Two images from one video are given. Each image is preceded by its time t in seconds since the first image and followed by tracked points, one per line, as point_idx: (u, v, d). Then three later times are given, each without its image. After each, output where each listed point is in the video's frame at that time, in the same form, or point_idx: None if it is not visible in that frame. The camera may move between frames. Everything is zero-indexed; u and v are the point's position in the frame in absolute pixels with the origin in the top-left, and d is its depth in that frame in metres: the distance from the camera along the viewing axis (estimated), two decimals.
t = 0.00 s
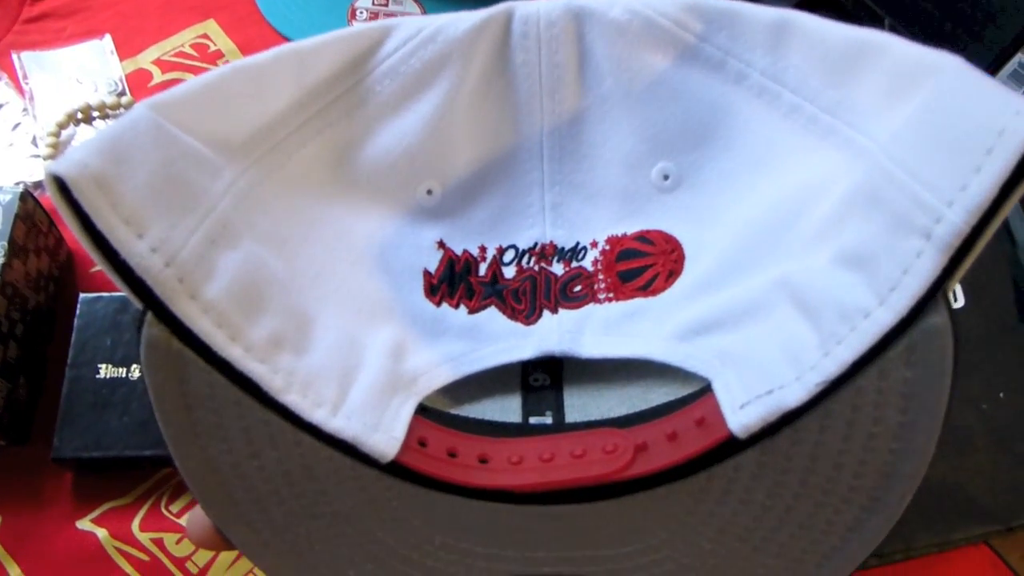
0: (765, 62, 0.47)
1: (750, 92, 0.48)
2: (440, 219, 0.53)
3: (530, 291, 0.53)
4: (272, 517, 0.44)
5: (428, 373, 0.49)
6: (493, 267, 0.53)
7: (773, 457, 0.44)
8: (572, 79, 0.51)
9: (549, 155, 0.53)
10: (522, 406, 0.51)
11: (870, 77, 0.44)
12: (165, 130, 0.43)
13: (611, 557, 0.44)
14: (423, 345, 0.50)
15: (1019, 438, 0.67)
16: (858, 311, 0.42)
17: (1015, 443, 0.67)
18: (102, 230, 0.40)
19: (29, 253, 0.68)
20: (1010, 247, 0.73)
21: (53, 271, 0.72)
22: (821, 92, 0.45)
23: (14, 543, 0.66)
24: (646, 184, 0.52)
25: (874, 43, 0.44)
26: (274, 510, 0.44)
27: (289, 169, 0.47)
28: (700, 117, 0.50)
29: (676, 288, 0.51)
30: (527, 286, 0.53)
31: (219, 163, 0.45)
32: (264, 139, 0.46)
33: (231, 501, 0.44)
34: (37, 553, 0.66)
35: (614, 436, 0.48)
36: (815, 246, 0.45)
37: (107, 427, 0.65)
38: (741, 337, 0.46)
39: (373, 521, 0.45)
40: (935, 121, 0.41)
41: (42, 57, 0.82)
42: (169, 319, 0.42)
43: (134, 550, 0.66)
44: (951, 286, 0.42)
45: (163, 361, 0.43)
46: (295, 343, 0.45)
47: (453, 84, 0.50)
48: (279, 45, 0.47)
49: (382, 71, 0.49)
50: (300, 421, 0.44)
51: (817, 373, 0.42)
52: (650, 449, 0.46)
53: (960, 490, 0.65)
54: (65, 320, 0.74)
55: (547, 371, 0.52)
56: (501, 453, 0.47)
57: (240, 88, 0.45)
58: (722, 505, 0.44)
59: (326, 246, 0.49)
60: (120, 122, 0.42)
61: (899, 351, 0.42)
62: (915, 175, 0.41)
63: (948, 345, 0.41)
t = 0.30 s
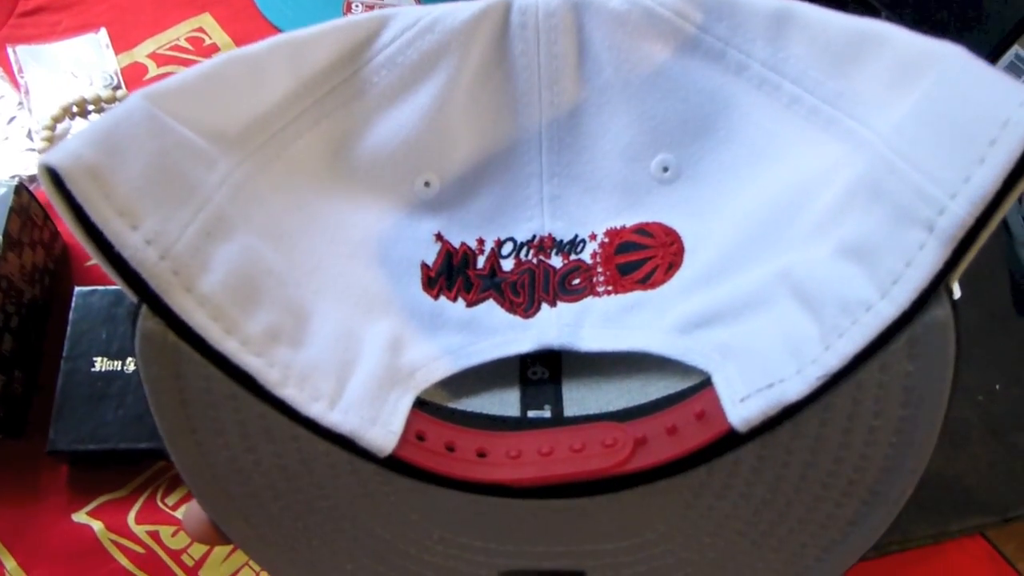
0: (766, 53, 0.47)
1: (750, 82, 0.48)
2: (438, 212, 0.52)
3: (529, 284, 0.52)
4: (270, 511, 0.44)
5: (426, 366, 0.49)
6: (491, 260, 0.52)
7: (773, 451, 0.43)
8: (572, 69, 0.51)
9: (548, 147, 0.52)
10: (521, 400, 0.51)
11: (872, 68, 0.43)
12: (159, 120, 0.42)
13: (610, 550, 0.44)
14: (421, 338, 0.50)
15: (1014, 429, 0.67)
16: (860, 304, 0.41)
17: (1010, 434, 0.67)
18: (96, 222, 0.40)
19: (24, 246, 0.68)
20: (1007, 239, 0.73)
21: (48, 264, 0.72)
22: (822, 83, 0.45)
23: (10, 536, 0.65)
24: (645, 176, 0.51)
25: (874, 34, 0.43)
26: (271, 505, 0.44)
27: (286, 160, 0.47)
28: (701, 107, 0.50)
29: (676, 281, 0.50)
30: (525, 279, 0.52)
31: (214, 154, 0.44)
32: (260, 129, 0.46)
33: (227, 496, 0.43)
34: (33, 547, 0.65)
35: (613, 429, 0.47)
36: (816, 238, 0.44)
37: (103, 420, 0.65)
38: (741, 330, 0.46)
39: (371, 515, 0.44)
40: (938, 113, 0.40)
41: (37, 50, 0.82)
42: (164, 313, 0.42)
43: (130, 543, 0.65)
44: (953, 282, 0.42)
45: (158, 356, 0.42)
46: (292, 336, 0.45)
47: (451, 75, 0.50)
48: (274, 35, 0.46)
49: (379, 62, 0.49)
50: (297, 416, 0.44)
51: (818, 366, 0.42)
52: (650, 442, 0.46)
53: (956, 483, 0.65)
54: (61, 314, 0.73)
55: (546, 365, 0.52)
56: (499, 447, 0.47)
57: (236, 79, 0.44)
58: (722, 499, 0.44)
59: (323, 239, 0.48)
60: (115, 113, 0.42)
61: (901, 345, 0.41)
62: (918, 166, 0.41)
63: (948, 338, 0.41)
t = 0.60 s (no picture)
0: (771, 47, 0.46)
1: (754, 76, 0.47)
2: (439, 206, 0.52)
3: (530, 279, 0.52)
4: (271, 507, 0.44)
5: (427, 363, 0.48)
6: (492, 255, 0.52)
7: (776, 451, 0.43)
8: (575, 63, 0.50)
9: (550, 142, 0.52)
10: (522, 396, 0.50)
11: (878, 64, 0.43)
12: (157, 115, 0.42)
13: (611, 549, 0.44)
14: (422, 333, 0.49)
15: (1017, 423, 0.67)
16: (865, 304, 0.41)
17: (1013, 428, 0.67)
18: (94, 219, 0.39)
19: (23, 232, 0.67)
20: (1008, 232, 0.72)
21: (48, 250, 0.72)
22: (828, 79, 0.45)
23: (9, 524, 0.65)
24: (648, 171, 0.51)
25: (881, 29, 0.43)
26: (271, 501, 0.44)
27: (286, 154, 0.47)
28: (705, 102, 0.49)
29: (679, 277, 0.50)
30: (527, 275, 0.52)
31: (213, 148, 0.44)
32: (260, 123, 0.45)
33: (228, 492, 0.43)
34: (31, 533, 0.65)
35: (615, 428, 0.47)
36: (819, 237, 0.44)
37: (102, 407, 0.65)
38: (744, 328, 0.46)
39: (372, 511, 0.44)
40: (945, 111, 0.40)
41: (36, 36, 0.81)
42: (164, 310, 0.41)
43: (129, 529, 0.65)
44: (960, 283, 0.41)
45: (158, 354, 0.42)
46: (292, 333, 0.45)
47: (452, 68, 0.49)
48: (273, 27, 0.46)
49: (380, 54, 0.48)
50: (298, 413, 0.43)
51: (822, 367, 0.42)
52: (652, 441, 0.46)
53: (955, 476, 0.65)
54: (59, 301, 0.73)
55: (547, 361, 0.52)
56: (501, 445, 0.47)
57: (235, 72, 0.44)
58: (724, 497, 0.44)
59: (324, 234, 0.48)
60: (112, 108, 0.42)
61: (905, 346, 0.41)
62: (925, 165, 0.40)
63: (954, 339, 0.41)
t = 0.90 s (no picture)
0: (763, 45, 0.46)
1: (746, 74, 0.47)
2: (431, 206, 0.52)
3: (522, 280, 0.52)
4: (262, 509, 0.44)
5: (419, 364, 0.48)
6: (484, 255, 0.52)
7: (769, 451, 0.43)
8: (566, 62, 0.50)
9: (541, 141, 0.52)
10: (515, 397, 0.50)
11: (869, 62, 0.43)
12: (145, 118, 0.42)
13: (605, 548, 0.44)
14: (414, 335, 0.49)
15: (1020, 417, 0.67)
16: (857, 305, 0.41)
17: (1016, 422, 0.67)
18: (81, 223, 0.39)
19: (29, 223, 0.70)
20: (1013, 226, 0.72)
21: (54, 242, 0.74)
22: (820, 77, 0.44)
23: (16, 514, 0.67)
24: (640, 169, 0.51)
25: (874, 27, 0.42)
26: (264, 504, 0.44)
27: (275, 156, 0.46)
28: (697, 100, 0.49)
29: (672, 277, 0.49)
30: (519, 275, 0.52)
31: (201, 151, 0.43)
32: (248, 124, 0.45)
33: (218, 496, 0.43)
34: (38, 523, 0.66)
35: (608, 429, 0.47)
36: (811, 236, 0.44)
37: (108, 397, 0.66)
38: (736, 329, 0.46)
39: (364, 512, 0.44)
40: (937, 110, 0.39)
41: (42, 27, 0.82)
42: (152, 314, 0.41)
43: (134, 520, 0.66)
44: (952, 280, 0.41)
45: (147, 358, 0.42)
46: (282, 336, 0.44)
47: (442, 68, 0.49)
48: (262, 27, 0.45)
49: (370, 54, 0.48)
50: (288, 417, 0.43)
51: (814, 367, 0.41)
52: (644, 442, 0.46)
53: (956, 471, 0.65)
54: (66, 292, 0.75)
55: (540, 361, 0.51)
56: (493, 447, 0.47)
57: (223, 73, 0.44)
58: (716, 497, 0.44)
59: (314, 236, 0.48)
60: (99, 111, 0.41)
61: (897, 346, 0.41)
62: (918, 166, 0.40)
63: (947, 338, 0.40)
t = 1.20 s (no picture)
0: (767, 34, 0.45)
1: (751, 64, 0.46)
2: (431, 197, 0.51)
3: (522, 272, 0.51)
4: (257, 505, 0.43)
5: (420, 357, 0.48)
6: (484, 247, 0.51)
7: (773, 445, 0.42)
8: (568, 52, 0.49)
9: (542, 132, 0.51)
10: (515, 391, 0.50)
11: (876, 50, 0.42)
12: (141, 105, 0.41)
13: (606, 544, 0.43)
14: (414, 328, 0.49)
15: None
16: (863, 298, 0.40)
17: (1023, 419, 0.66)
18: (75, 213, 0.39)
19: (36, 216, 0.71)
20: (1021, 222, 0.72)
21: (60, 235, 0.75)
22: (826, 66, 0.43)
23: (21, 506, 0.67)
24: (642, 161, 0.50)
25: (881, 15, 0.41)
26: (260, 499, 0.43)
27: (273, 145, 0.46)
28: (701, 90, 0.48)
29: (674, 269, 0.49)
30: (520, 267, 0.51)
31: (198, 140, 0.43)
32: (246, 113, 0.44)
33: (214, 490, 0.42)
34: (43, 517, 0.66)
35: (609, 423, 0.47)
36: (816, 227, 0.43)
37: (114, 389, 0.66)
38: (741, 321, 0.45)
39: (363, 507, 0.44)
40: (945, 99, 0.39)
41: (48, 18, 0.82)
42: (148, 306, 0.41)
43: (141, 514, 0.67)
44: (960, 272, 0.40)
45: (143, 350, 0.41)
46: (280, 328, 0.44)
47: (442, 57, 0.48)
48: (261, 15, 0.45)
49: (369, 42, 0.47)
50: (288, 410, 0.43)
51: (820, 360, 0.41)
52: (647, 436, 0.45)
53: (962, 468, 0.64)
54: (71, 284, 0.76)
55: (540, 354, 0.51)
56: (494, 441, 0.47)
57: (221, 61, 0.43)
58: (719, 493, 0.43)
59: (312, 226, 0.47)
60: (93, 98, 0.41)
61: (904, 339, 0.40)
62: (926, 156, 0.39)
63: (956, 331, 0.39)
